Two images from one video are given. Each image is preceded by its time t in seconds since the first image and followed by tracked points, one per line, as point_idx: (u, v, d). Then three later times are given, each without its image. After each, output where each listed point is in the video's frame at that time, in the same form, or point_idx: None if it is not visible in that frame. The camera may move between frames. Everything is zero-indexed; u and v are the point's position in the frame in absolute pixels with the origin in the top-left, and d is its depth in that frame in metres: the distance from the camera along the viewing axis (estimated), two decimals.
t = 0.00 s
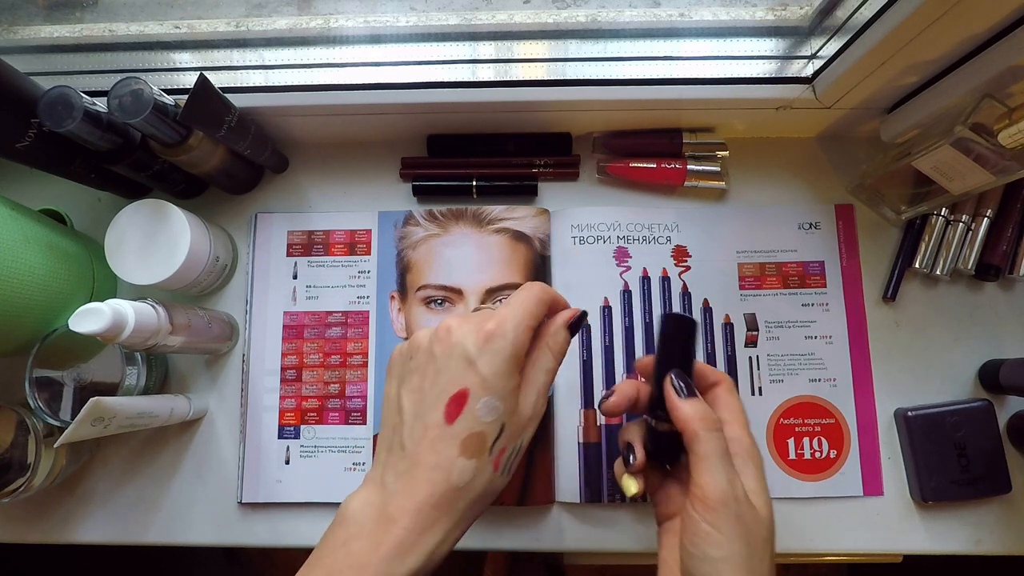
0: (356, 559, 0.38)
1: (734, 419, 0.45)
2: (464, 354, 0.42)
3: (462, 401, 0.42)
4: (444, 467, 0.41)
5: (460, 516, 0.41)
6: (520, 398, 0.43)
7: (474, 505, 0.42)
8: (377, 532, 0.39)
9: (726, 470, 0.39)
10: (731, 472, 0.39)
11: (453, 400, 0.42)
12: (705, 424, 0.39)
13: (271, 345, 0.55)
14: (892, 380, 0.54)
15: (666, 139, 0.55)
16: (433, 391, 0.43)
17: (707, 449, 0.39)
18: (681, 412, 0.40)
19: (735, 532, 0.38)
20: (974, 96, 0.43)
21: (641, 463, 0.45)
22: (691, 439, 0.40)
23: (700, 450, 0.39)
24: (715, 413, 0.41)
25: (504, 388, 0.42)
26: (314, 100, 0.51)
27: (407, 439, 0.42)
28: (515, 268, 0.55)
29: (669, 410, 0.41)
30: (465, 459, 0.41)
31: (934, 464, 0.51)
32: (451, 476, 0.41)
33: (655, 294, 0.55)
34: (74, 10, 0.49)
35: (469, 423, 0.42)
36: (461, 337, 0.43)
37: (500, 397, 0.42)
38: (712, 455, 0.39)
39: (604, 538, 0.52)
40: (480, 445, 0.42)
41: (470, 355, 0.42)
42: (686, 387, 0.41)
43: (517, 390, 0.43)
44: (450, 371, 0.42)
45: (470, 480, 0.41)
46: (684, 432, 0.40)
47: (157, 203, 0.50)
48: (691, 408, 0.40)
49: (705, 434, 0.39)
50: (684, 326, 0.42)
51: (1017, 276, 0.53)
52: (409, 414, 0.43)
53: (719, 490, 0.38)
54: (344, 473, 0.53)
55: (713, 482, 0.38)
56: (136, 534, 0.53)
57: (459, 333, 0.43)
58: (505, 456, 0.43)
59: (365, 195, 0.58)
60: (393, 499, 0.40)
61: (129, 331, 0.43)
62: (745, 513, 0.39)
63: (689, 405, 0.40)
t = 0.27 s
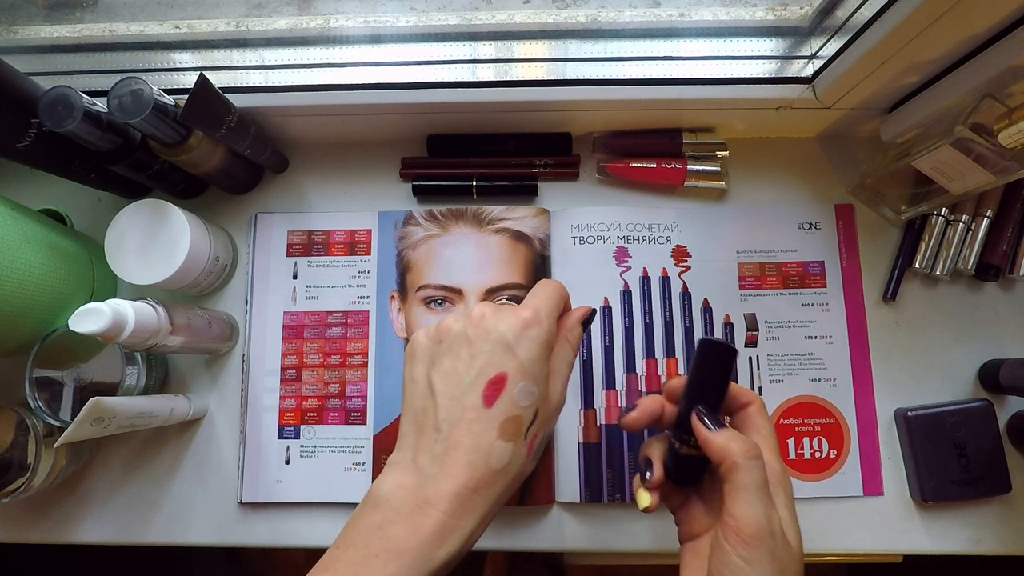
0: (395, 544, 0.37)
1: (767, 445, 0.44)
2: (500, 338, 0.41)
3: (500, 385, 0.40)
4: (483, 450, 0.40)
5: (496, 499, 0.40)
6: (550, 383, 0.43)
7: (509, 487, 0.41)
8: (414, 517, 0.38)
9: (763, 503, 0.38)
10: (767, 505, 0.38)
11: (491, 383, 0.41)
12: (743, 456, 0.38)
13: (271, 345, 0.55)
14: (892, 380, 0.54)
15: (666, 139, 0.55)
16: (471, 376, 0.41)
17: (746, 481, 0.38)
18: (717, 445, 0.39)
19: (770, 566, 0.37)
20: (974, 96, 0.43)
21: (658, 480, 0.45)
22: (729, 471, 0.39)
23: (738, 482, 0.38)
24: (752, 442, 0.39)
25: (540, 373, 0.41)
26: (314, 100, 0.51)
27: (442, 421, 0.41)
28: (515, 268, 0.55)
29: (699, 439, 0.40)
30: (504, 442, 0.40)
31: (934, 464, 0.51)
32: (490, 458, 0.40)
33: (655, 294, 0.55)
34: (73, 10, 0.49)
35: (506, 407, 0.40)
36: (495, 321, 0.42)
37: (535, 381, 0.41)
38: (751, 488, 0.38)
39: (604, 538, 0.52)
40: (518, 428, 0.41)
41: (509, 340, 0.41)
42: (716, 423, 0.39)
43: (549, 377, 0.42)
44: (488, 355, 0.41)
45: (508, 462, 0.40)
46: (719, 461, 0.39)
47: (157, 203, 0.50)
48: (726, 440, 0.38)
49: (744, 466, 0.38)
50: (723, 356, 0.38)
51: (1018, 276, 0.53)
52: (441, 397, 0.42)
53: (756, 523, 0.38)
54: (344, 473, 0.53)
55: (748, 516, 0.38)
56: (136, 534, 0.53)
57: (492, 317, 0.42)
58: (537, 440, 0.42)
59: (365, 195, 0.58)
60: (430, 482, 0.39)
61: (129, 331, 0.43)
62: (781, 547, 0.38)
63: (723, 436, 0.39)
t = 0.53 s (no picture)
0: (401, 531, 0.36)
1: (776, 456, 0.44)
2: (506, 327, 0.42)
3: (506, 371, 0.40)
4: (492, 432, 0.39)
5: (505, 483, 0.39)
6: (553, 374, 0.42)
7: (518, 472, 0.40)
8: (420, 501, 0.37)
9: (771, 512, 0.37)
10: (776, 514, 0.37)
11: (499, 368, 0.40)
12: (753, 463, 0.38)
13: (271, 345, 0.55)
14: (892, 380, 0.54)
15: (666, 139, 0.55)
16: (478, 361, 0.41)
17: (754, 489, 0.38)
18: (727, 453, 0.39)
19: None
20: (974, 96, 0.43)
21: (667, 488, 0.44)
22: (737, 479, 0.38)
23: (746, 490, 0.38)
24: (762, 451, 0.39)
25: (545, 361, 0.41)
26: (314, 100, 0.51)
27: (450, 405, 0.40)
28: (515, 268, 0.55)
29: (708, 447, 0.40)
30: (512, 426, 0.39)
31: (934, 464, 0.51)
32: (498, 441, 0.39)
33: (655, 294, 0.55)
34: (73, 10, 0.49)
35: (514, 391, 0.40)
36: (501, 312, 0.43)
37: (541, 368, 0.41)
38: (760, 497, 0.37)
39: (604, 538, 0.52)
40: (526, 413, 0.40)
41: (514, 329, 0.42)
42: (724, 431, 0.40)
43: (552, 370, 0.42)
44: (494, 342, 0.41)
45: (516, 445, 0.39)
46: (728, 469, 0.39)
47: (157, 203, 0.50)
48: (734, 447, 0.39)
49: (753, 474, 0.38)
50: (737, 363, 0.39)
51: (1018, 276, 0.53)
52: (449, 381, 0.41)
53: (763, 532, 0.37)
54: (344, 473, 0.53)
55: (757, 523, 0.37)
56: (136, 534, 0.53)
57: (497, 309, 0.43)
58: (542, 430, 0.41)
59: (365, 195, 0.58)
60: (437, 466, 0.38)
61: (129, 331, 0.43)
62: (787, 558, 0.37)
63: (731, 444, 0.39)
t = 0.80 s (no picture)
0: (406, 524, 0.36)
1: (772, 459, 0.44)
2: (509, 322, 0.42)
3: (510, 365, 0.40)
4: (497, 425, 0.39)
5: (509, 477, 0.39)
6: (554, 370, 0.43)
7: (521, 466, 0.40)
8: (424, 495, 0.37)
9: (767, 516, 0.37)
10: (772, 518, 0.37)
11: (502, 362, 0.40)
12: (747, 467, 0.38)
13: (271, 346, 0.55)
14: (892, 380, 0.54)
15: (666, 139, 0.55)
16: (482, 355, 0.41)
17: (749, 492, 0.37)
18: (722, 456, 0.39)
19: None
20: (974, 96, 0.43)
21: (663, 490, 0.44)
22: (733, 483, 0.38)
23: (741, 493, 0.38)
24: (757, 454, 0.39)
25: (547, 355, 0.41)
26: (315, 100, 0.51)
27: (454, 398, 0.40)
28: (515, 268, 0.55)
29: (704, 449, 0.40)
30: (516, 420, 0.39)
31: (934, 464, 0.51)
32: (503, 435, 0.39)
33: (655, 294, 0.55)
34: (73, 10, 0.49)
35: (518, 385, 0.40)
36: (503, 308, 0.43)
37: (544, 362, 0.41)
38: (755, 500, 0.37)
39: (605, 538, 0.52)
40: (530, 407, 0.40)
41: (517, 324, 0.42)
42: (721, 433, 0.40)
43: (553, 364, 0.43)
44: (497, 337, 0.41)
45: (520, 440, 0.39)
46: (724, 472, 0.39)
47: (157, 203, 0.50)
48: (729, 451, 0.39)
49: (748, 477, 0.38)
50: (734, 367, 0.40)
51: (1017, 276, 0.53)
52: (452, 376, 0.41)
53: (758, 536, 0.37)
54: (344, 473, 0.53)
55: (751, 527, 0.37)
56: (136, 534, 0.53)
57: (500, 304, 0.43)
58: (543, 426, 0.42)
59: (365, 195, 0.58)
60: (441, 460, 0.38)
61: (129, 331, 0.43)
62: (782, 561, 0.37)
63: (727, 447, 0.39)
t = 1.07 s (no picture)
0: (413, 526, 0.36)
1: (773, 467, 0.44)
2: (513, 325, 0.41)
3: (515, 368, 0.40)
4: (503, 427, 0.39)
5: (515, 479, 0.39)
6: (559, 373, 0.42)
7: (528, 468, 0.39)
8: (431, 497, 0.37)
9: (768, 523, 0.37)
10: (773, 526, 0.37)
11: (507, 365, 0.40)
12: (749, 475, 0.38)
13: (271, 346, 0.55)
14: (892, 380, 0.54)
15: (666, 139, 0.55)
16: (486, 358, 0.41)
17: (751, 500, 0.38)
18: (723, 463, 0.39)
19: None
20: (974, 96, 0.43)
21: (666, 497, 0.44)
22: (734, 490, 0.38)
23: (742, 501, 0.38)
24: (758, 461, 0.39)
25: (551, 358, 0.41)
26: (315, 100, 0.51)
27: (460, 400, 0.40)
28: (515, 268, 0.55)
29: (706, 456, 0.40)
30: (522, 422, 0.39)
31: (934, 464, 0.51)
32: (509, 438, 0.39)
33: (655, 294, 0.55)
34: (73, 10, 0.49)
35: (523, 387, 0.40)
36: (507, 311, 0.42)
37: (549, 365, 0.41)
38: (756, 508, 0.37)
39: (605, 538, 0.52)
40: (535, 409, 0.40)
41: (521, 327, 0.42)
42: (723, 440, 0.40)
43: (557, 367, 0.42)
44: (502, 339, 0.41)
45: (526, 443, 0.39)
46: (725, 479, 0.39)
47: (157, 203, 0.50)
48: (731, 458, 0.39)
49: (750, 484, 0.38)
50: (736, 375, 0.40)
51: (1017, 276, 0.53)
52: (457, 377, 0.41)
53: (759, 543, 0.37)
54: (344, 473, 0.53)
55: (752, 535, 0.37)
56: (136, 534, 0.53)
57: (504, 307, 0.43)
58: (549, 428, 0.41)
59: (365, 195, 0.58)
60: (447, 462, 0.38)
61: (129, 330, 0.43)
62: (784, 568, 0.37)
63: (728, 455, 0.39)
